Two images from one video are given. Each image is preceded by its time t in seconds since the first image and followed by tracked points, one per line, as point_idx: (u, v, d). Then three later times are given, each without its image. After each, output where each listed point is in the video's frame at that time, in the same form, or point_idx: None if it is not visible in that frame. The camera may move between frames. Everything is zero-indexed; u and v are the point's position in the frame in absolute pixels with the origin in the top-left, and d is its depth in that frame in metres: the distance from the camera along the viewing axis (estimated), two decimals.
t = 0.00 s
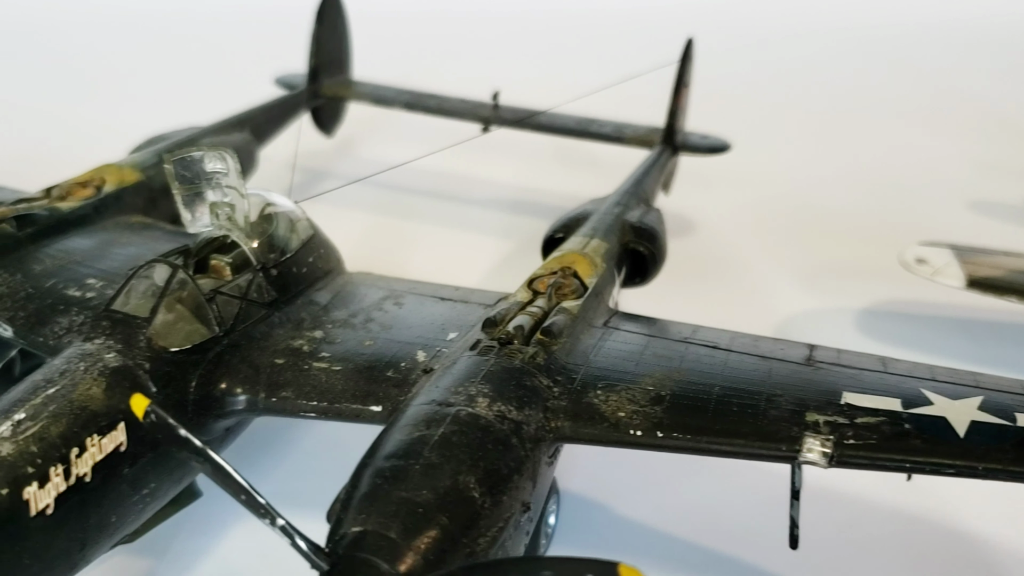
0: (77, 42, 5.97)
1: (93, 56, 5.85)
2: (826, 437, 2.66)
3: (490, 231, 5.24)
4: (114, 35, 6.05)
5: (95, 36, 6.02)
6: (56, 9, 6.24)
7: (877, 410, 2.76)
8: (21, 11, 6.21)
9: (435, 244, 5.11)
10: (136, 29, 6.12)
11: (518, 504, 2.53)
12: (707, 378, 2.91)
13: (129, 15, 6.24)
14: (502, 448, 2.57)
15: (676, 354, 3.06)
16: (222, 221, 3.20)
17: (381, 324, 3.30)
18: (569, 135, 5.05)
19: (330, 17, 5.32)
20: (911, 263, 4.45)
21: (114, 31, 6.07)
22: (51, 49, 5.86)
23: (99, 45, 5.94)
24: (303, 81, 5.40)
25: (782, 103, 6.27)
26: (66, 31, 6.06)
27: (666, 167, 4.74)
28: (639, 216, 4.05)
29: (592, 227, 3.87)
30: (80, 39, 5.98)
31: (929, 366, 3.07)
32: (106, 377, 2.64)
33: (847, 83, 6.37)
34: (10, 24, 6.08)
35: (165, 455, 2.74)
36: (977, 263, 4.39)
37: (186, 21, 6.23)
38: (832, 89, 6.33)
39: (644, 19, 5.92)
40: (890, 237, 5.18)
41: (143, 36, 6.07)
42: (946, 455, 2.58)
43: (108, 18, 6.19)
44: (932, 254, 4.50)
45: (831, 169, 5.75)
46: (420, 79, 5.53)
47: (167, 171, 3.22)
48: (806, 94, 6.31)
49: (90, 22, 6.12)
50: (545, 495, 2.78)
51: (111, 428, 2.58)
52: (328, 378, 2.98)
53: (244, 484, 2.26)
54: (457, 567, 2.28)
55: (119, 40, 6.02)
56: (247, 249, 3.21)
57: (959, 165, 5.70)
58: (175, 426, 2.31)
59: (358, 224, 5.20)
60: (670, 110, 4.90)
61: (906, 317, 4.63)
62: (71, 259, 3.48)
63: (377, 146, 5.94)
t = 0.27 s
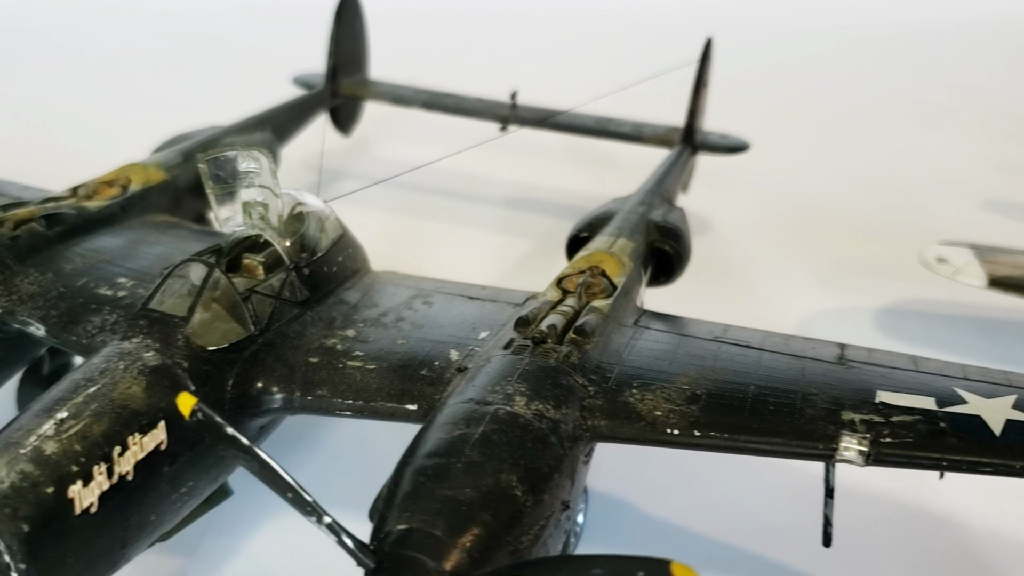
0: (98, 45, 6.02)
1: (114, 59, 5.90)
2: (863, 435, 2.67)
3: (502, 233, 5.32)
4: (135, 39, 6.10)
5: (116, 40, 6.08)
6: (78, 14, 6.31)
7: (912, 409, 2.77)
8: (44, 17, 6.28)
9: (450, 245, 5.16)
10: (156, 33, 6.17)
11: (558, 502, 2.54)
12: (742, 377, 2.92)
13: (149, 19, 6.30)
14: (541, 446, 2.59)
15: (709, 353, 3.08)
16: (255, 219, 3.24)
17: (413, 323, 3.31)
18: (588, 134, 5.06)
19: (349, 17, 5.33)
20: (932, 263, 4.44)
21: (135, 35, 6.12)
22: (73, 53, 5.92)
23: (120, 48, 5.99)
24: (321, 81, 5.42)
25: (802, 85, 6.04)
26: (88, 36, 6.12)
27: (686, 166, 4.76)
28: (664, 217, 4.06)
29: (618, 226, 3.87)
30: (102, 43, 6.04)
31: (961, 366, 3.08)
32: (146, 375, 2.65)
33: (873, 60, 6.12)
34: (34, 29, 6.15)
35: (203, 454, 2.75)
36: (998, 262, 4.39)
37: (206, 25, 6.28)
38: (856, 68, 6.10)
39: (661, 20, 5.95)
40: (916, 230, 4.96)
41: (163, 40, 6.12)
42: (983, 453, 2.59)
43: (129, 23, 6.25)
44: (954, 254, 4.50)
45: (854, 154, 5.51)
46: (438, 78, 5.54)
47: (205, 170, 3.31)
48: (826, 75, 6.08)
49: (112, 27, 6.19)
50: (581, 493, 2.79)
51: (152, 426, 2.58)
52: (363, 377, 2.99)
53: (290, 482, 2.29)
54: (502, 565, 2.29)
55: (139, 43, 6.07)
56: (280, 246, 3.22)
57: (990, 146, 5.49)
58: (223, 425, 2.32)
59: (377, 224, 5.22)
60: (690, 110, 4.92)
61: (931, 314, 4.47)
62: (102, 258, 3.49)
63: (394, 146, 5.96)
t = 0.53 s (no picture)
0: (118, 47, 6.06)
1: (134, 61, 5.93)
2: (899, 434, 2.69)
3: (520, 232, 5.34)
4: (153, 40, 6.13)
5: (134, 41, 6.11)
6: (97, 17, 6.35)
7: (947, 408, 2.78)
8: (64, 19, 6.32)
9: (470, 245, 5.17)
10: (175, 34, 6.21)
11: (598, 501, 2.56)
12: (776, 377, 2.94)
13: (168, 21, 6.34)
14: (581, 445, 2.60)
15: (742, 352, 3.09)
16: (287, 221, 3.24)
17: (444, 322, 3.32)
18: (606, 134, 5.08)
19: (367, 16, 5.34)
20: (953, 262, 4.44)
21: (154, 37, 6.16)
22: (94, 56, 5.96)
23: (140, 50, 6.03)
24: (340, 80, 5.43)
25: (818, 83, 6.02)
26: (107, 38, 6.16)
27: (706, 165, 4.77)
28: (689, 216, 4.07)
29: (643, 225, 3.87)
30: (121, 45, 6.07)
31: (993, 365, 3.09)
32: (186, 374, 2.66)
33: (889, 61, 6.13)
34: (54, 31, 6.20)
35: (240, 452, 2.76)
36: (1018, 261, 4.40)
37: (223, 26, 6.31)
38: (872, 67, 6.09)
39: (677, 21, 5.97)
40: (936, 231, 4.95)
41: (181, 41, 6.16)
42: (1020, 452, 2.60)
43: (147, 24, 6.29)
44: (975, 254, 4.49)
45: (869, 155, 5.50)
46: (456, 78, 5.55)
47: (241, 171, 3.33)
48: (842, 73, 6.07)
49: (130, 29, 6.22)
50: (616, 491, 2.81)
51: (193, 425, 2.59)
52: (398, 375, 3.01)
53: (336, 480, 2.30)
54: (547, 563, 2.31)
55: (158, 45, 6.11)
56: (312, 246, 3.22)
57: (1007, 146, 5.51)
58: (270, 424, 2.33)
59: (397, 223, 5.24)
60: (710, 110, 4.93)
61: (950, 314, 4.44)
62: (131, 257, 3.50)
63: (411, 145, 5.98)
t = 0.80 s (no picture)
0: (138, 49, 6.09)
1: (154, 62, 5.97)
2: (935, 433, 2.69)
3: (538, 232, 5.35)
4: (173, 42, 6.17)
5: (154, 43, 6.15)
6: (116, 20, 6.39)
7: (982, 407, 2.79)
8: (83, 21, 6.36)
9: (489, 245, 5.19)
10: (194, 37, 6.24)
11: (639, 500, 2.57)
12: (811, 376, 2.95)
13: (187, 23, 6.37)
14: (622, 445, 2.61)
15: (775, 352, 3.11)
16: (321, 221, 3.24)
17: (475, 321, 3.33)
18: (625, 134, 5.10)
19: (386, 16, 5.35)
20: (975, 262, 4.45)
21: (173, 39, 6.19)
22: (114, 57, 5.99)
23: (159, 52, 6.07)
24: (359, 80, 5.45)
25: (833, 83, 6.03)
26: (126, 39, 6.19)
27: (727, 165, 4.78)
28: (713, 216, 4.09)
29: (670, 224, 3.90)
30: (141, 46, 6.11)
31: None
32: (228, 373, 2.69)
33: (905, 62, 6.15)
34: (74, 33, 6.23)
35: (280, 451, 2.78)
36: None
37: (242, 28, 6.35)
38: (888, 68, 6.10)
39: (694, 20, 5.99)
40: (956, 232, 4.97)
41: (200, 43, 6.19)
42: None
43: (166, 27, 6.32)
44: (996, 254, 4.50)
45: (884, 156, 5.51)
46: (474, 78, 5.56)
47: (274, 169, 3.23)
48: (858, 74, 6.09)
49: (150, 32, 6.26)
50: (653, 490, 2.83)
51: (235, 424, 2.60)
52: (433, 375, 3.02)
53: (383, 479, 2.32)
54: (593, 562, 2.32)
55: (177, 46, 6.14)
56: (346, 245, 3.23)
57: None
58: (318, 422, 2.35)
59: (416, 223, 5.26)
60: (730, 110, 4.94)
61: (968, 314, 4.42)
62: (161, 256, 3.52)
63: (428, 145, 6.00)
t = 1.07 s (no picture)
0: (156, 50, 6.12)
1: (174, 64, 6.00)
2: (971, 433, 2.70)
3: (557, 231, 5.36)
4: (191, 43, 6.19)
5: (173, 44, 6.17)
6: (134, 20, 6.41)
7: (1017, 405, 2.79)
8: (102, 22, 6.39)
9: (508, 244, 5.20)
10: (211, 37, 6.27)
11: (678, 498, 2.59)
12: (846, 375, 2.97)
13: (204, 23, 6.39)
14: (662, 444, 2.62)
15: (808, 351, 3.12)
16: (354, 221, 3.25)
17: (506, 321, 3.33)
18: (643, 133, 5.12)
19: (404, 17, 5.37)
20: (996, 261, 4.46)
21: (192, 40, 6.21)
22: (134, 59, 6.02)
23: (178, 52, 6.10)
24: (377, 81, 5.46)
25: (850, 83, 6.05)
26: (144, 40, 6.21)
27: (746, 164, 4.80)
28: (737, 216, 4.11)
29: (696, 224, 3.92)
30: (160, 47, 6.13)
31: None
32: (268, 372, 2.72)
33: (921, 61, 6.15)
34: (93, 34, 6.27)
35: (318, 450, 2.80)
36: None
37: (259, 28, 6.36)
38: (904, 67, 6.10)
39: (710, 21, 6.01)
40: (976, 231, 4.98)
41: (218, 44, 6.22)
42: None
43: (184, 27, 6.34)
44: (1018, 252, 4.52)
45: (900, 156, 5.52)
46: (491, 78, 5.57)
47: (309, 173, 3.25)
48: (874, 74, 6.10)
49: (167, 31, 6.28)
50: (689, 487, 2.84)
51: (276, 423, 2.63)
52: (467, 374, 3.03)
53: (429, 478, 2.33)
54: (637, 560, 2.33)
55: (195, 47, 6.17)
56: (378, 245, 3.24)
57: None
58: (364, 420, 2.37)
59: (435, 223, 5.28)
60: (749, 110, 4.96)
61: (988, 312, 4.41)
62: (190, 257, 3.54)
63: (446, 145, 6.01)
